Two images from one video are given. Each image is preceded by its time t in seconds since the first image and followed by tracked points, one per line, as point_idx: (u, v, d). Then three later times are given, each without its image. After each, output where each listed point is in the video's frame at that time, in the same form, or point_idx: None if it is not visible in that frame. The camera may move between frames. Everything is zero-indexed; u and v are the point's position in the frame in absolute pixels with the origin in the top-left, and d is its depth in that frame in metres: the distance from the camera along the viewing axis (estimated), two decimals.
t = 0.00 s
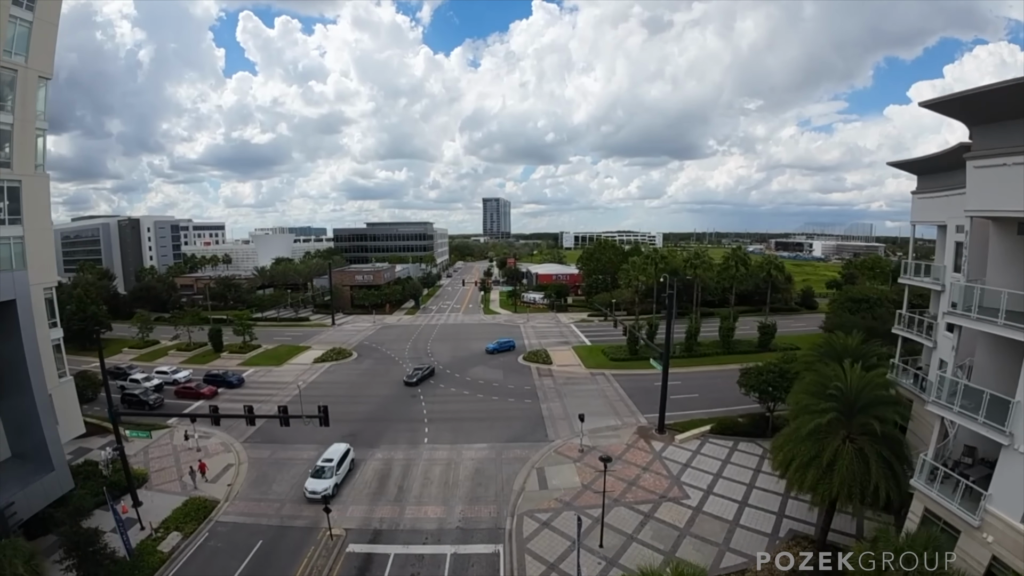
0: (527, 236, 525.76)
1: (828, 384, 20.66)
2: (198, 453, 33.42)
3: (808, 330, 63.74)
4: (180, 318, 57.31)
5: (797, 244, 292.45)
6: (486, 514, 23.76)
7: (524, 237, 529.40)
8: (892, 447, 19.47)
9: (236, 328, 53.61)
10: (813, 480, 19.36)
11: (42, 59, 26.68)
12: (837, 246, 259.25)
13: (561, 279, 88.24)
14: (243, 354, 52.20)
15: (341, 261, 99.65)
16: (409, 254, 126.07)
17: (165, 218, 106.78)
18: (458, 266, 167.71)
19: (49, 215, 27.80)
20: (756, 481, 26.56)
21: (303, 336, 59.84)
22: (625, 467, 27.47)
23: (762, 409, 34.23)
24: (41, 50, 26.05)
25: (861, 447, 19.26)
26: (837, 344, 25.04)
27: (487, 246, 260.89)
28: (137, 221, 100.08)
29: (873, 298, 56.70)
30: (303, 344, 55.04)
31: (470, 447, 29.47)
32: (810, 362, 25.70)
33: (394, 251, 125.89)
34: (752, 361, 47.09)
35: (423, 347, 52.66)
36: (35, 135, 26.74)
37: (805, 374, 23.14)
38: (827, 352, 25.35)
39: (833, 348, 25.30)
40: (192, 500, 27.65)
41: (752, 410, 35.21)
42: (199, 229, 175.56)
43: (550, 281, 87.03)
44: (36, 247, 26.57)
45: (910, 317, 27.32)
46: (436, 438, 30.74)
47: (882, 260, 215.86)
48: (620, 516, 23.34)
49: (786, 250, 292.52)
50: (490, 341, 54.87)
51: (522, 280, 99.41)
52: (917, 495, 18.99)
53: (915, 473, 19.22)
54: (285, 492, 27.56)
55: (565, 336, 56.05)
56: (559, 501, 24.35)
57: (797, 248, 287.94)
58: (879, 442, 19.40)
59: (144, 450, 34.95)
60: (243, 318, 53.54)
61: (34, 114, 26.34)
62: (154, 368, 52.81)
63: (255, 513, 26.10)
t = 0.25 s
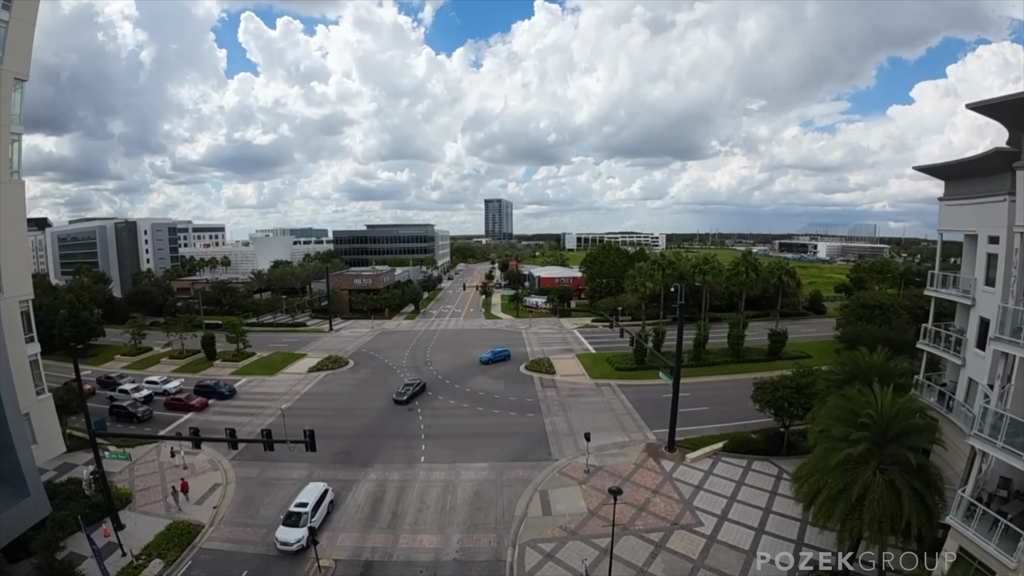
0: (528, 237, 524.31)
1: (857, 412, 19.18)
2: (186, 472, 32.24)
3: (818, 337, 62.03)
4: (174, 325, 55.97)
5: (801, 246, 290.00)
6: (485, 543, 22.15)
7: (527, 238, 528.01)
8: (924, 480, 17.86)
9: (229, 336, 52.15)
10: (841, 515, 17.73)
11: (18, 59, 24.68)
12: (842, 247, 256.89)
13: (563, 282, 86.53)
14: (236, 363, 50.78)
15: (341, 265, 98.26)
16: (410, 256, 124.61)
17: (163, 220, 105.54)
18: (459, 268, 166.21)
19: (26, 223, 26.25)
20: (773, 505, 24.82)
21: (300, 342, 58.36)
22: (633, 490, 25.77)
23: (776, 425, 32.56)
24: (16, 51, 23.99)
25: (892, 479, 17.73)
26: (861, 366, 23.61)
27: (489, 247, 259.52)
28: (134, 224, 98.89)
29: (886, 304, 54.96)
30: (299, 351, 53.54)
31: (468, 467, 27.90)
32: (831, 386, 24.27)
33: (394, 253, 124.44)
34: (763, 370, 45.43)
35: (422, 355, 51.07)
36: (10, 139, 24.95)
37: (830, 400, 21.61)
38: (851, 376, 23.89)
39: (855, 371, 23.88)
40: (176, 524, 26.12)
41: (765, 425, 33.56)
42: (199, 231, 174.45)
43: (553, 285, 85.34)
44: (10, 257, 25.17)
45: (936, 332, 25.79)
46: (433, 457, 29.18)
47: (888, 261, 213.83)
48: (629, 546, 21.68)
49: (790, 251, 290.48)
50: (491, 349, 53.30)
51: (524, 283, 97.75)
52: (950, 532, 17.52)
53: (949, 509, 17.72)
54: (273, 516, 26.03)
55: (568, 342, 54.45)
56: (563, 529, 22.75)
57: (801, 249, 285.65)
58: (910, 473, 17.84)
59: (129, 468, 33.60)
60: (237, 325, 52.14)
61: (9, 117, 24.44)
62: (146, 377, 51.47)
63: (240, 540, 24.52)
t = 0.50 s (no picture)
0: (531, 238, 522.83)
1: (890, 443, 17.77)
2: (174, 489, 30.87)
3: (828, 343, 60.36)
4: (167, 332, 54.64)
5: (807, 246, 287.39)
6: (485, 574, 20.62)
7: (529, 238, 526.63)
8: (960, 517, 16.35)
9: (223, 343, 50.76)
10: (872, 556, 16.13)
11: None
12: (848, 248, 254.39)
13: (566, 286, 84.89)
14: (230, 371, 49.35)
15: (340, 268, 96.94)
16: (411, 258, 123.20)
17: (160, 223, 104.34)
18: (460, 270, 164.77)
19: None
20: (791, 531, 23.12)
21: (296, 349, 56.89)
22: (642, 514, 24.09)
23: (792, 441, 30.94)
24: None
25: (925, 513, 16.27)
26: (888, 389, 22.13)
27: (491, 248, 258.14)
28: (131, 226, 97.75)
29: (900, 310, 53.24)
30: (294, 358, 52.12)
31: (468, 488, 26.39)
32: (855, 409, 22.76)
33: (395, 255, 123.06)
34: (774, 380, 43.81)
35: (421, 362, 49.52)
36: None
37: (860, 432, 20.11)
38: (877, 399, 22.41)
39: (882, 396, 22.40)
40: (160, 548, 24.66)
41: (780, 441, 31.95)
42: (199, 233, 173.46)
43: (556, 288, 83.78)
44: None
45: (966, 347, 24.20)
46: (431, 477, 27.67)
47: (894, 262, 211.94)
48: None
49: (794, 252, 288.39)
50: (492, 356, 51.75)
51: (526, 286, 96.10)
52: None
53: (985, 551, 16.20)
54: (260, 541, 24.51)
55: (572, 348, 52.74)
56: (569, 559, 21.19)
57: (806, 250, 282.95)
58: (945, 509, 16.35)
59: (117, 486, 32.41)
60: (231, 332, 50.76)
61: None
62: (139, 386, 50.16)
63: (225, 568, 23.01)
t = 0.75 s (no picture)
0: (534, 238, 521.01)
1: (929, 479, 16.44)
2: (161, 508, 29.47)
3: (840, 350, 58.74)
4: (161, 338, 53.27)
5: (813, 246, 284.36)
6: None
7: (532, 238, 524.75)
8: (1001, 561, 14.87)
9: (218, 350, 49.37)
10: None
11: None
12: (854, 248, 251.21)
13: (570, 289, 83.30)
14: (225, 380, 47.96)
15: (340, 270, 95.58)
16: (412, 260, 121.83)
17: (159, 225, 103.20)
18: (462, 271, 163.37)
19: None
20: (814, 561, 21.46)
21: (293, 355, 55.46)
22: (654, 542, 22.50)
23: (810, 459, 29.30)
24: None
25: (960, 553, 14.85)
26: (918, 414, 21.30)
27: (493, 249, 256.74)
28: (129, 229, 96.58)
29: (916, 315, 51.52)
30: (290, 366, 50.73)
31: (468, 511, 24.86)
32: (882, 432, 22.12)
33: (396, 257, 121.73)
34: (787, 390, 42.18)
35: (421, 370, 48.08)
36: None
37: (893, 466, 19.62)
38: (906, 423, 21.64)
39: (912, 420, 21.63)
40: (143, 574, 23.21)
41: (798, 458, 30.34)
42: (199, 234, 172.52)
43: (559, 291, 82.16)
44: None
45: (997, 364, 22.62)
46: (428, 498, 26.15)
47: (901, 263, 209.62)
48: None
49: (799, 252, 285.94)
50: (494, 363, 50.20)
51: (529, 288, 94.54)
52: None
53: None
54: (246, 568, 22.99)
55: (576, 354, 51.09)
56: None
57: (812, 250, 279.92)
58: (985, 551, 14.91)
59: (101, 505, 30.76)
60: (225, 338, 49.37)
61: None
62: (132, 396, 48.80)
63: None
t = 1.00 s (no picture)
0: (537, 237, 519.36)
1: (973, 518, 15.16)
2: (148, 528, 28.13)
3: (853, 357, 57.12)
4: (155, 345, 51.98)
5: (819, 245, 281.30)
6: None
7: (535, 238, 522.99)
8: None
9: (212, 357, 48.00)
10: None
11: None
12: (862, 246, 248.06)
13: (574, 291, 81.71)
14: (220, 389, 46.66)
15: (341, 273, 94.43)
16: (414, 261, 120.54)
17: (158, 227, 101.95)
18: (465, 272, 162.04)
19: None
20: None
21: (290, 361, 54.08)
22: (667, 571, 20.98)
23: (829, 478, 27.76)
24: None
25: None
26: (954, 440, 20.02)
27: (496, 249, 255.49)
28: (128, 231, 95.51)
29: (934, 320, 49.84)
30: (287, 374, 49.44)
31: (468, 535, 23.42)
32: (913, 458, 20.82)
33: (398, 259, 120.43)
34: (803, 400, 41.09)
35: (420, 377, 46.58)
36: None
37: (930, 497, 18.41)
38: (941, 449, 20.36)
39: (947, 446, 20.34)
40: None
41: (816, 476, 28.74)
42: (201, 235, 171.51)
43: (563, 294, 80.61)
44: None
45: None
46: (426, 521, 24.73)
47: (909, 262, 207.01)
48: None
49: (805, 251, 283.49)
50: (496, 369, 48.67)
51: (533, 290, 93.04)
52: None
53: None
54: None
55: (581, 361, 49.48)
56: None
57: (818, 249, 276.95)
58: None
59: (87, 524, 29.33)
60: (219, 345, 47.97)
61: None
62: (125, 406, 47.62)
63: None
